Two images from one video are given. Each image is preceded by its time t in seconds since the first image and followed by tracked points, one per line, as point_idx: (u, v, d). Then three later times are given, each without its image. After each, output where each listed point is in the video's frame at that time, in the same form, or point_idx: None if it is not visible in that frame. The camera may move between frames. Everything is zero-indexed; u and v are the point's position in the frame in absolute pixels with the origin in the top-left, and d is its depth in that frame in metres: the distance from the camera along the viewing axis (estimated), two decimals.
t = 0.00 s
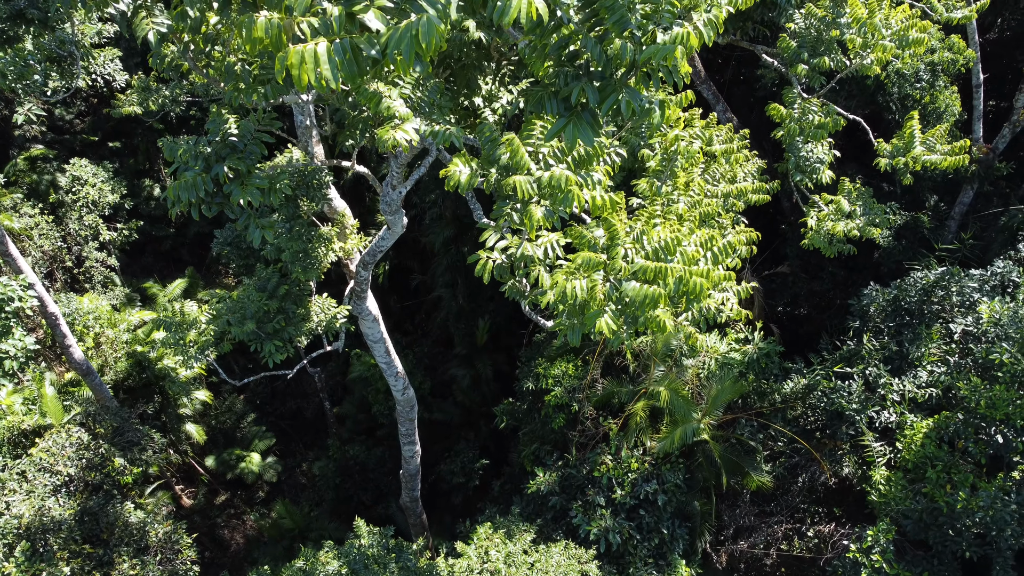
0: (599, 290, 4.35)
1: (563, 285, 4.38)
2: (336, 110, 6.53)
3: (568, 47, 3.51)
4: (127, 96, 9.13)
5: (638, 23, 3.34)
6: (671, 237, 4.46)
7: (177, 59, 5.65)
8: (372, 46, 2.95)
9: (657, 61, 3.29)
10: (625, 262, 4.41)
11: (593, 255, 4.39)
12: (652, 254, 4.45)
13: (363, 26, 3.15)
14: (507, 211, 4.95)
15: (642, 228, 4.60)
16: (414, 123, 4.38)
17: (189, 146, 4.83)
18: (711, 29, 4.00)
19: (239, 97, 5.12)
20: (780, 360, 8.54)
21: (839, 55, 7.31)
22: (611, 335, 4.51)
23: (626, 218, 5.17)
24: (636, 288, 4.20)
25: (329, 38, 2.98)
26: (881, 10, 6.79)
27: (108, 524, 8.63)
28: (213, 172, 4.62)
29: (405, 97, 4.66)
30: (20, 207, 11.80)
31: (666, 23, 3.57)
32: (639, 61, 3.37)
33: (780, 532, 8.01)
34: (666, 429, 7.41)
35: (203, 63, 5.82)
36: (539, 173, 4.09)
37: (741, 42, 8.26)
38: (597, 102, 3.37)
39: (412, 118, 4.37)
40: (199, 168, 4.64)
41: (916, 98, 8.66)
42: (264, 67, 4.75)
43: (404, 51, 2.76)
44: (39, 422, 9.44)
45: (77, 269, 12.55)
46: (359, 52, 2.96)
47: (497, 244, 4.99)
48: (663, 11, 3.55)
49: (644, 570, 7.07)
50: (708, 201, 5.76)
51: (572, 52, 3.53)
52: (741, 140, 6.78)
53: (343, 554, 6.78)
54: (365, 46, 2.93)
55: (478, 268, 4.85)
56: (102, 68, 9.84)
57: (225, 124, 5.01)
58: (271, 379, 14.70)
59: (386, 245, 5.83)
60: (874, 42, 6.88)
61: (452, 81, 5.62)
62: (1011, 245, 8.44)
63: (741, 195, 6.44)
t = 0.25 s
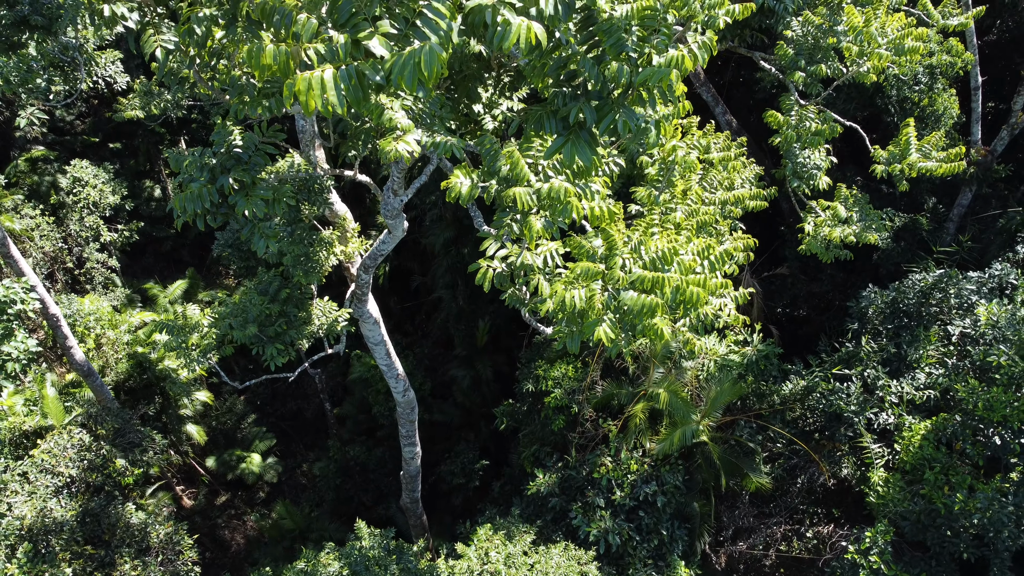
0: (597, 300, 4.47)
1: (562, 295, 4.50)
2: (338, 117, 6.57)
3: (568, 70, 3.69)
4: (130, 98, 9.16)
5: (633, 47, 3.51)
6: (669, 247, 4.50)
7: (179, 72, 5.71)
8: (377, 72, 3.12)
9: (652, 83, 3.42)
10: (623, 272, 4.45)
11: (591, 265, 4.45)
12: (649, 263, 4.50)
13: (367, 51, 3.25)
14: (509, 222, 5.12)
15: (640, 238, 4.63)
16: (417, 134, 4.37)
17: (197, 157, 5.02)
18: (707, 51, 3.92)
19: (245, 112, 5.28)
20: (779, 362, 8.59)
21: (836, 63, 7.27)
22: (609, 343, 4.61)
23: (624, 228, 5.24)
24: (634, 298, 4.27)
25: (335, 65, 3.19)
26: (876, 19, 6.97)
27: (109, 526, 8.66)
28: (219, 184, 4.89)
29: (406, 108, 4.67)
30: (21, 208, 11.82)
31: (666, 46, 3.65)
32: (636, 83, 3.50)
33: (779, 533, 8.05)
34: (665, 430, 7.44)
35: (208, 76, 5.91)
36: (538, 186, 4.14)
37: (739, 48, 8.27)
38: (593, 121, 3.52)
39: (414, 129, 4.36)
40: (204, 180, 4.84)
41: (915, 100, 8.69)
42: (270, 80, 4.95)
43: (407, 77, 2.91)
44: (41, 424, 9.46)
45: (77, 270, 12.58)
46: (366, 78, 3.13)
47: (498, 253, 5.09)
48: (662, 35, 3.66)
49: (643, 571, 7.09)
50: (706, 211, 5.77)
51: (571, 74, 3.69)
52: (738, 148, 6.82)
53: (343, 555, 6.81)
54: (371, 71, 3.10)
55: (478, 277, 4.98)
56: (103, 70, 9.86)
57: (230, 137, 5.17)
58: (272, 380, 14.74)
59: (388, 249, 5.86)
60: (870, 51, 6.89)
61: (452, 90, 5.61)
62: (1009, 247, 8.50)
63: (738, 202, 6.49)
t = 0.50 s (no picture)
0: (594, 309, 4.51)
1: (561, 303, 4.52)
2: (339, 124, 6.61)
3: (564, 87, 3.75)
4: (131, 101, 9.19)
5: (629, 66, 3.52)
6: (664, 257, 4.49)
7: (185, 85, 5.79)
8: (378, 94, 3.15)
9: (646, 103, 3.44)
10: (620, 280, 4.49)
11: (589, 274, 4.56)
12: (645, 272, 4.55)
13: (369, 72, 3.33)
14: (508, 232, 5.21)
15: (637, 247, 4.66)
16: (418, 145, 4.43)
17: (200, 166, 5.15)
18: (701, 71, 3.93)
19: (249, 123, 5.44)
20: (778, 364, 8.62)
21: (831, 71, 7.36)
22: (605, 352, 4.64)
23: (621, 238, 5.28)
24: (630, 306, 4.28)
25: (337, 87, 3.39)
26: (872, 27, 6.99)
27: (110, 527, 8.70)
28: (222, 195, 4.99)
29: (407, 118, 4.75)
30: (22, 209, 11.84)
31: (660, 64, 3.85)
32: (630, 102, 3.51)
33: (779, 534, 8.06)
34: (664, 432, 7.47)
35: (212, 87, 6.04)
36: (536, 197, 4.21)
37: (738, 54, 8.28)
38: (589, 137, 3.53)
39: (415, 139, 4.42)
40: (208, 190, 4.98)
41: (913, 103, 8.70)
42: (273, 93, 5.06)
43: (408, 100, 2.94)
44: (42, 425, 9.50)
45: (78, 271, 12.60)
46: (366, 100, 3.16)
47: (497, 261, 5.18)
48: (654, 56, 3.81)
49: (642, 572, 7.12)
50: (701, 218, 5.86)
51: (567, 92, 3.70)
52: (734, 155, 6.87)
53: (344, 556, 6.84)
54: (372, 94, 3.13)
55: (478, 285, 5.05)
56: (104, 72, 9.88)
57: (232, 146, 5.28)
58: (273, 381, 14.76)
59: (388, 252, 5.89)
60: (866, 59, 6.96)
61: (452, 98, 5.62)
62: (1007, 250, 8.56)
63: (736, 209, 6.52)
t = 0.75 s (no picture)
0: (590, 318, 4.60)
1: (557, 312, 4.61)
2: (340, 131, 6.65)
3: (560, 104, 3.91)
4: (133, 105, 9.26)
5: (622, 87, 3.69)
6: (660, 266, 4.50)
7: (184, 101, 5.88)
8: (378, 117, 3.25)
9: (639, 122, 3.62)
10: (616, 290, 4.52)
11: (585, 284, 4.60)
12: (641, 281, 4.59)
13: (369, 95, 3.40)
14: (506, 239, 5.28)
15: (633, 256, 4.69)
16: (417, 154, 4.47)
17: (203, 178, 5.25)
18: (692, 90, 4.11)
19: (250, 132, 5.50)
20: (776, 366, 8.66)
21: (828, 77, 7.35)
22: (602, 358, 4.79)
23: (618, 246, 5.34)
24: (626, 314, 4.33)
25: (337, 111, 3.35)
26: (868, 35, 7.01)
27: (111, 528, 8.72)
28: (224, 206, 5.05)
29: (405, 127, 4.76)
30: (23, 210, 11.86)
31: (652, 84, 3.97)
32: (624, 121, 3.69)
33: (777, 535, 8.10)
34: (663, 434, 7.50)
35: (214, 99, 6.12)
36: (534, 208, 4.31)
37: (735, 61, 8.30)
38: (583, 156, 3.71)
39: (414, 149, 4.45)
40: (210, 201, 5.04)
41: (911, 106, 8.71)
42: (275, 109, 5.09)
43: (406, 123, 3.06)
44: (43, 425, 9.53)
45: (79, 272, 12.62)
46: (366, 122, 3.25)
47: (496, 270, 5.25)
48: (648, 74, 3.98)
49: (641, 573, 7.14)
50: (698, 227, 5.88)
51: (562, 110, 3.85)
52: (731, 163, 6.86)
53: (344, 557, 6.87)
54: (372, 117, 3.24)
55: (477, 293, 5.13)
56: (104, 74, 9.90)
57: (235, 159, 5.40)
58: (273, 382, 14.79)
59: (389, 256, 5.91)
60: (861, 68, 6.94)
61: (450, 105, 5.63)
62: (1005, 251, 8.61)
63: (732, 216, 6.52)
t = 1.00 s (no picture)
0: (587, 327, 4.54)
1: (556, 322, 4.67)
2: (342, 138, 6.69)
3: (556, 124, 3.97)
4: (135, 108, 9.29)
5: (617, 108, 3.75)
6: (656, 277, 4.54)
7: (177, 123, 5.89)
8: (377, 140, 3.37)
9: (633, 143, 3.63)
10: (612, 300, 4.54)
11: (582, 294, 4.56)
12: (637, 291, 4.60)
13: (369, 119, 3.50)
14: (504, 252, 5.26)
15: (629, 266, 4.68)
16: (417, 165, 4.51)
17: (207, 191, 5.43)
18: (685, 112, 4.04)
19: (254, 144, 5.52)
20: (775, 368, 8.70)
21: (824, 84, 7.37)
22: (599, 368, 4.79)
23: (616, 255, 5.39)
24: (623, 325, 4.37)
25: (337, 134, 3.44)
26: (863, 44, 7.02)
27: (112, 529, 8.75)
28: (226, 217, 5.20)
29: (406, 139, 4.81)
30: (24, 212, 11.88)
31: (647, 105, 4.01)
32: (619, 141, 3.73)
33: (776, 535, 8.11)
34: (662, 436, 7.53)
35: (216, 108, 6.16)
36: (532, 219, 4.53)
37: (731, 68, 8.31)
38: (578, 173, 3.76)
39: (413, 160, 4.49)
40: (212, 213, 5.19)
41: (910, 108, 8.74)
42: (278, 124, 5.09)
43: (405, 145, 3.17)
44: (43, 427, 9.57)
45: (80, 273, 12.65)
46: (366, 145, 3.37)
47: (495, 278, 5.33)
48: (642, 95, 4.03)
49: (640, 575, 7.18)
50: (694, 235, 5.89)
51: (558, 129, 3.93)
52: (727, 170, 6.94)
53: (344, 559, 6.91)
54: (372, 139, 3.35)
55: (476, 301, 5.22)
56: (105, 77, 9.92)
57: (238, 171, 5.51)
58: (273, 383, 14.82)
59: (388, 259, 5.94)
60: (856, 76, 6.95)
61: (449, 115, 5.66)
62: (1003, 253, 8.68)
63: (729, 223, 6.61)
